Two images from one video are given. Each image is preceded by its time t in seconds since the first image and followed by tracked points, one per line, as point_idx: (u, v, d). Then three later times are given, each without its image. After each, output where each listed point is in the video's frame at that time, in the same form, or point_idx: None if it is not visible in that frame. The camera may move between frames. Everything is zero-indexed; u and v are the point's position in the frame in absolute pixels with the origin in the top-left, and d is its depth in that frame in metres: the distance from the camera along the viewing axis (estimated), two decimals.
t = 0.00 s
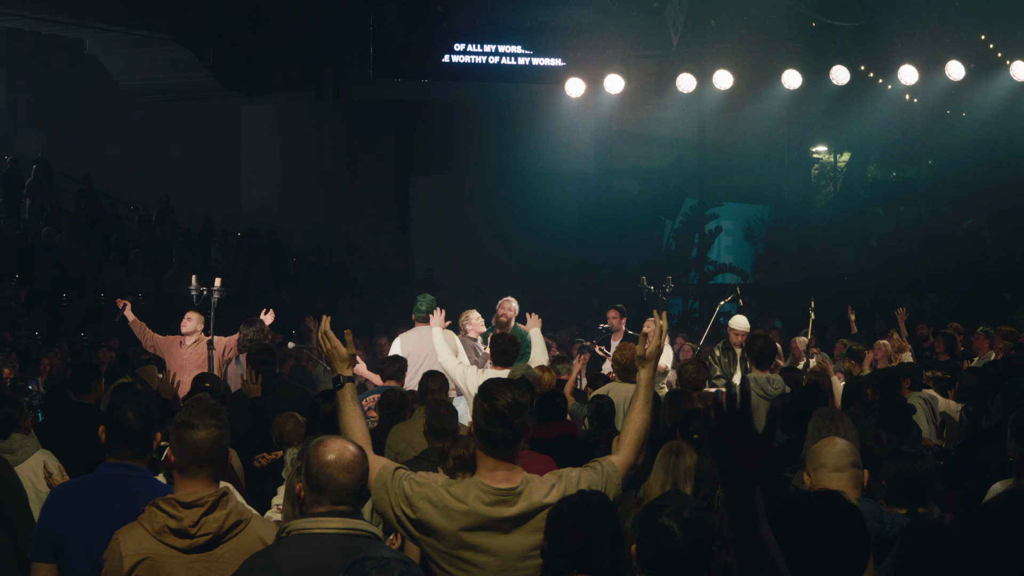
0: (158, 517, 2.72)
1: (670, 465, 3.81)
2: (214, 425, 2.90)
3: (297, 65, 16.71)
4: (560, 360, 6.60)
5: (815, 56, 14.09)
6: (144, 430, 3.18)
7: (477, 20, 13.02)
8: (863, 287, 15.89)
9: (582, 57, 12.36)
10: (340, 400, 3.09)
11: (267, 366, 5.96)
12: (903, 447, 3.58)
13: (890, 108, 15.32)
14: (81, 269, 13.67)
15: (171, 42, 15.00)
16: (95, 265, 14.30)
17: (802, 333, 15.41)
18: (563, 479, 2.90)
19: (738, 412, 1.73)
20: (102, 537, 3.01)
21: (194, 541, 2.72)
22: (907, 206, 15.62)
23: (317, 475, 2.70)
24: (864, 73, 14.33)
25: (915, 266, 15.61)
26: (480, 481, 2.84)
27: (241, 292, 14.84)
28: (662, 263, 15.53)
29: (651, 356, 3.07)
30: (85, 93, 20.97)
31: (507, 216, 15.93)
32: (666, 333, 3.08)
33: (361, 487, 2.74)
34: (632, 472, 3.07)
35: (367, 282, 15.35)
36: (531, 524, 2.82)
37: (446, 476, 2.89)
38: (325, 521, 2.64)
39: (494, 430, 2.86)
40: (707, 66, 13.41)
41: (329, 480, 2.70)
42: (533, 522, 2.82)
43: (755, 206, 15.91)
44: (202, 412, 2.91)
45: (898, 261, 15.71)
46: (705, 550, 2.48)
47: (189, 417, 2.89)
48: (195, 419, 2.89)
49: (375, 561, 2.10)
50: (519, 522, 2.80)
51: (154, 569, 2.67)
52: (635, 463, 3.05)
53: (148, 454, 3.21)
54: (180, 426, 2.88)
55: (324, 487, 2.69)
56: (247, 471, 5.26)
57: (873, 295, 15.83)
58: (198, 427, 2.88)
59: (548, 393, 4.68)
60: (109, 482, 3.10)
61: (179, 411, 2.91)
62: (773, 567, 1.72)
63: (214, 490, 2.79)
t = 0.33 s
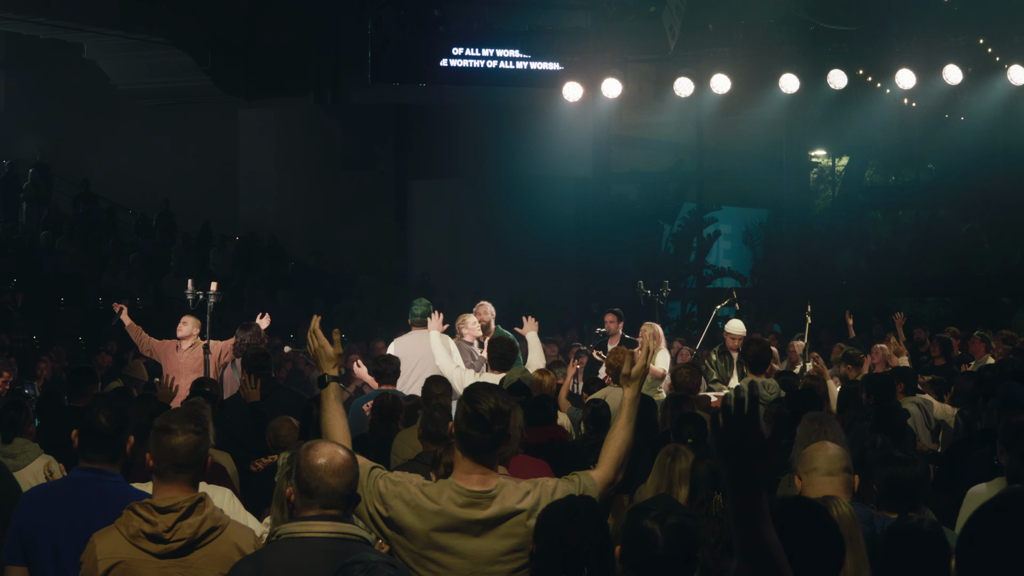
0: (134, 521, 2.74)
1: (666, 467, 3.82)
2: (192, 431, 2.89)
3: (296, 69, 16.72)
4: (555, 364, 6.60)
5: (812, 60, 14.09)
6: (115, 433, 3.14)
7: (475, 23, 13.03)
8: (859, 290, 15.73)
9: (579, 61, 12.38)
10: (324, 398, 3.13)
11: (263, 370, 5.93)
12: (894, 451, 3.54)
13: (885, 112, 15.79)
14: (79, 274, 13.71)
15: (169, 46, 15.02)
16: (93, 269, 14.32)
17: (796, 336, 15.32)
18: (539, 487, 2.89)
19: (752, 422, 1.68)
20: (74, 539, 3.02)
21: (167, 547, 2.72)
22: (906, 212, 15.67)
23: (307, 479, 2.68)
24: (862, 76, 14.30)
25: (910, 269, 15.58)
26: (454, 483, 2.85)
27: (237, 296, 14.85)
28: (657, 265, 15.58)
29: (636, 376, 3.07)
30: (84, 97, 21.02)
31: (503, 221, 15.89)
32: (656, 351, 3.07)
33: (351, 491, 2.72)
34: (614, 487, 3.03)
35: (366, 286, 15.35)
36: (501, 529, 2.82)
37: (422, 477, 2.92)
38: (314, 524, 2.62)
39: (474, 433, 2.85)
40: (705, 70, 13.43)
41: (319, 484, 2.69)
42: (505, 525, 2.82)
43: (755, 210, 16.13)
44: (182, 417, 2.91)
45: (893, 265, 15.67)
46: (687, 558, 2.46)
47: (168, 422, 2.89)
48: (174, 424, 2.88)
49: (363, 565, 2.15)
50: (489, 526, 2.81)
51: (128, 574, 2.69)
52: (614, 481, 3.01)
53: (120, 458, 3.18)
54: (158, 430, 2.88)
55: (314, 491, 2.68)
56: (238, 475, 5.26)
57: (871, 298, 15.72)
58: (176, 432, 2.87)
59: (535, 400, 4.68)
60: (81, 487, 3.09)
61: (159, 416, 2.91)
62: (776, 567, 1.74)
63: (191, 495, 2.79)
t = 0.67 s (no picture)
0: (112, 523, 2.75)
1: (667, 469, 3.82)
2: (172, 434, 2.93)
3: (294, 72, 16.72)
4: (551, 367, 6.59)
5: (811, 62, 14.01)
6: (89, 438, 3.21)
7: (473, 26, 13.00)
8: (860, 292, 15.72)
9: (576, 65, 12.34)
10: (317, 397, 3.12)
11: (258, 375, 5.90)
12: (884, 455, 3.53)
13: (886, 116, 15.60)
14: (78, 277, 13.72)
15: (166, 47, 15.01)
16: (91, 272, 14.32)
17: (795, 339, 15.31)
18: (525, 492, 2.89)
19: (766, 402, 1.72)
20: (45, 542, 3.01)
21: (144, 548, 2.73)
22: (903, 218, 15.64)
23: (295, 482, 2.67)
24: (861, 79, 14.23)
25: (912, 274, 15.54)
26: (439, 485, 2.85)
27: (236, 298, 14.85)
28: (656, 269, 15.68)
29: (628, 383, 3.09)
30: (85, 100, 21.04)
31: (501, 225, 15.89)
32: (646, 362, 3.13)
33: (339, 495, 2.70)
34: (603, 492, 3.04)
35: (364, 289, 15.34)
36: (485, 533, 2.81)
37: (408, 478, 2.93)
38: (301, 528, 2.62)
39: (460, 436, 2.85)
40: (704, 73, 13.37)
41: (307, 488, 2.67)
42: (488, 529, 2.81)
43: (756, 214, 16.17)
44: (162, 421, 2.94)
45: (893, 268, 15.63)
46: (670, 562, 2.45)
47: (147, 425, 2.92)
48: (153, 427, 2.91)
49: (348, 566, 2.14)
50: (472, 529, 2.80)
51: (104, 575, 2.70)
52: (601, 491, 3.04)
53: (93, 463, 3.22)
54: (139, 434, 2.91)
55: (301, 495, 2.67)
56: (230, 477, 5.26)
57: (870, 300, 15.62)
58: (156, 435, 2.90)
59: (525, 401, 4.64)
60: (54, 491, 3.10)
61: (140, 419, 2.94)
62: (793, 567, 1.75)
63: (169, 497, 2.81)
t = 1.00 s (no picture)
0: (101, 528, 2.75)
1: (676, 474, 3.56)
2: (160, 437, 2.92)
3: (293, 77, 16.76)
4: (547, 373, 6.58)
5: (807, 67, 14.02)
6: (65, 444, 3.22)
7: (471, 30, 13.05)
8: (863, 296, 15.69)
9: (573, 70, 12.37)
10: (317, 408, 3.10)
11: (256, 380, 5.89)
12: (876, 459, 3.52)
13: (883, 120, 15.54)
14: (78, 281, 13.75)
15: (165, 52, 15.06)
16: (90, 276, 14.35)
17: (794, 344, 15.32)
18: (525, 496, 2.88)
19: (784, 388, 1.95)
20: (29, 549, 3.00)
21: (132, 553, 2.72)
22: (903, 220, 15.50)
23: (284, 488, 2.66)
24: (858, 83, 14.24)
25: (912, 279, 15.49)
26: (439, 492, 2.83)
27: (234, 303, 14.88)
28: (654, 274, 15.55)
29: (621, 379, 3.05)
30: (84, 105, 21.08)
31: (500, 229, 15.93)
32: (636, 358, 3.11)
33: (329, 500, 2.70)
34: (604, 493, 3.02)
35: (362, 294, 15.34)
36: (487, 541, 2.80)
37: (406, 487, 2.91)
38: (289, 533, 2.59)
39: (453, 441, 2.84)
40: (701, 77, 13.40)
41: (296, 493, 2.66)
42: (490, 537, 2.80)
43: (753, 217, 16.09)
44: (149, 425, 2.94)
45: (890, 275, 15.57)
46: (663, 567, 2.45)
47: (135, 430, 2.92)
48: (140, 432, 2.91)
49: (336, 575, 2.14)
50: (474, 536, 2.79)
51: None
52: (603, 491, 3.01)
53: (72, 469, 3.23)
54: (126, 439, 2.91)
55: (290, 500, 2.66)
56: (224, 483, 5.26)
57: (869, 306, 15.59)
58: (144, 439, 2.89)
59: (520, 405, 4.62)
60: (35, 497, 3.10)
61: (127, 424, 2.94)
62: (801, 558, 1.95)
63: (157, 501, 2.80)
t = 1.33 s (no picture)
0: (101, 533, 2.73)
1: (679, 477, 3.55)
2: (159, 442, 2.92)
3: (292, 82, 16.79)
4: (543, 378, 6.56)
5: (804, 72, 14.00)
6: (53, 449, 3.21)
7: (469, 35, 13.04)
8: (858, 299, 15.73)
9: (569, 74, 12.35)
10: (309, 429, 3.06)
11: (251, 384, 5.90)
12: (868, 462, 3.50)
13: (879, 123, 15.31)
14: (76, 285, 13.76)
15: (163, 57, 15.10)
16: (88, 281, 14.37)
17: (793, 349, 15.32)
18: (532, 497, 2.89)
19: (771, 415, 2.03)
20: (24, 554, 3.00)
21: (133, 558, 2.72)
22: (902, 225, 15.56)
23: (271, 492, 2.65)
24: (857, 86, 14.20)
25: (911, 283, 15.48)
26: (449, 501, 2.81)
27: (233, 307, 14.89)
28: (653, 278, 15.74)
29: (613, 373, 3.06)
30: (83, 109, 21.09)
31: (500, 233, 16.11)
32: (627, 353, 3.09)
33: (316, 506, 2.70)
34: (604, 489, 3.02)
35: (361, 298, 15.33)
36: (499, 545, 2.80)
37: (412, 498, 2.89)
38: (278, 538, 2.58)
39: (452, 448, 2.83)
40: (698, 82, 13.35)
41: (283, 498, 2.66)
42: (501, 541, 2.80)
43: (752, 223, 16.04)
44: (149, 430, 2.93)
45: (890, 277, 15.59)
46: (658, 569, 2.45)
47: (135, 434, 2.91)
48: (141, 437, 2.90)
49: None
50: (488, 541, 2.78)
51: None
52: (606, 484, 3.01)
53: (61, 473, 3.23)
54: (125, 444, 2.90)
55: (278, 504, 2.65)
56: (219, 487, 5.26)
57: (869, 310, 15.59)
58: (143, 444, 2.89)
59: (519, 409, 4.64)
60: (27, 502, 3.10)
61: (127, 428, 2.93)
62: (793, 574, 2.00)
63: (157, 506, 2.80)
